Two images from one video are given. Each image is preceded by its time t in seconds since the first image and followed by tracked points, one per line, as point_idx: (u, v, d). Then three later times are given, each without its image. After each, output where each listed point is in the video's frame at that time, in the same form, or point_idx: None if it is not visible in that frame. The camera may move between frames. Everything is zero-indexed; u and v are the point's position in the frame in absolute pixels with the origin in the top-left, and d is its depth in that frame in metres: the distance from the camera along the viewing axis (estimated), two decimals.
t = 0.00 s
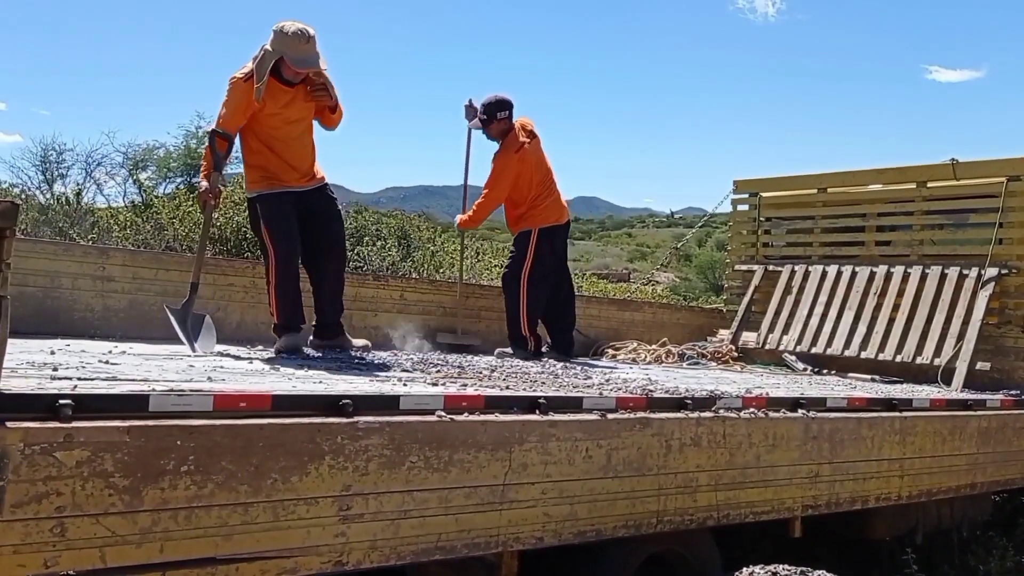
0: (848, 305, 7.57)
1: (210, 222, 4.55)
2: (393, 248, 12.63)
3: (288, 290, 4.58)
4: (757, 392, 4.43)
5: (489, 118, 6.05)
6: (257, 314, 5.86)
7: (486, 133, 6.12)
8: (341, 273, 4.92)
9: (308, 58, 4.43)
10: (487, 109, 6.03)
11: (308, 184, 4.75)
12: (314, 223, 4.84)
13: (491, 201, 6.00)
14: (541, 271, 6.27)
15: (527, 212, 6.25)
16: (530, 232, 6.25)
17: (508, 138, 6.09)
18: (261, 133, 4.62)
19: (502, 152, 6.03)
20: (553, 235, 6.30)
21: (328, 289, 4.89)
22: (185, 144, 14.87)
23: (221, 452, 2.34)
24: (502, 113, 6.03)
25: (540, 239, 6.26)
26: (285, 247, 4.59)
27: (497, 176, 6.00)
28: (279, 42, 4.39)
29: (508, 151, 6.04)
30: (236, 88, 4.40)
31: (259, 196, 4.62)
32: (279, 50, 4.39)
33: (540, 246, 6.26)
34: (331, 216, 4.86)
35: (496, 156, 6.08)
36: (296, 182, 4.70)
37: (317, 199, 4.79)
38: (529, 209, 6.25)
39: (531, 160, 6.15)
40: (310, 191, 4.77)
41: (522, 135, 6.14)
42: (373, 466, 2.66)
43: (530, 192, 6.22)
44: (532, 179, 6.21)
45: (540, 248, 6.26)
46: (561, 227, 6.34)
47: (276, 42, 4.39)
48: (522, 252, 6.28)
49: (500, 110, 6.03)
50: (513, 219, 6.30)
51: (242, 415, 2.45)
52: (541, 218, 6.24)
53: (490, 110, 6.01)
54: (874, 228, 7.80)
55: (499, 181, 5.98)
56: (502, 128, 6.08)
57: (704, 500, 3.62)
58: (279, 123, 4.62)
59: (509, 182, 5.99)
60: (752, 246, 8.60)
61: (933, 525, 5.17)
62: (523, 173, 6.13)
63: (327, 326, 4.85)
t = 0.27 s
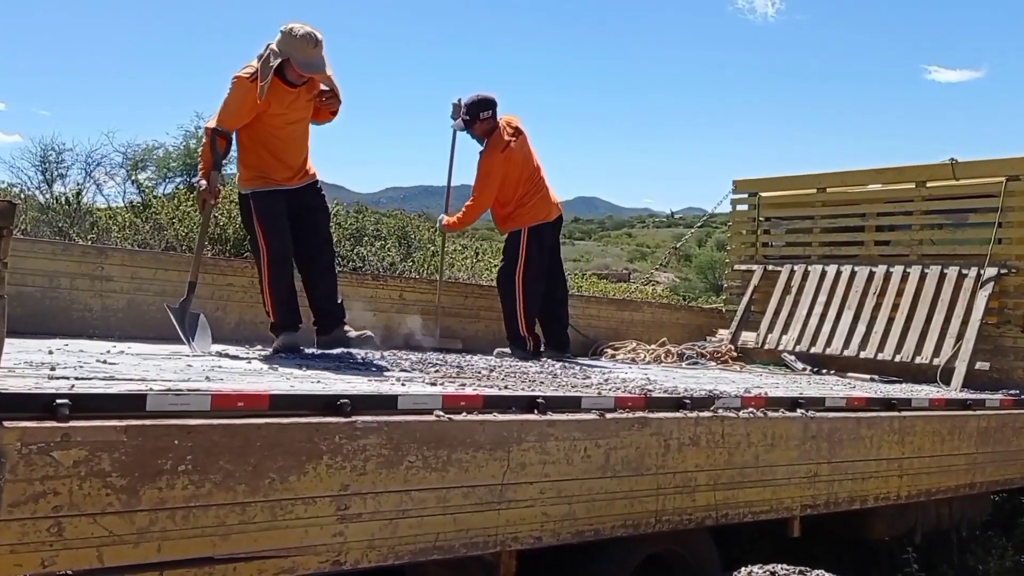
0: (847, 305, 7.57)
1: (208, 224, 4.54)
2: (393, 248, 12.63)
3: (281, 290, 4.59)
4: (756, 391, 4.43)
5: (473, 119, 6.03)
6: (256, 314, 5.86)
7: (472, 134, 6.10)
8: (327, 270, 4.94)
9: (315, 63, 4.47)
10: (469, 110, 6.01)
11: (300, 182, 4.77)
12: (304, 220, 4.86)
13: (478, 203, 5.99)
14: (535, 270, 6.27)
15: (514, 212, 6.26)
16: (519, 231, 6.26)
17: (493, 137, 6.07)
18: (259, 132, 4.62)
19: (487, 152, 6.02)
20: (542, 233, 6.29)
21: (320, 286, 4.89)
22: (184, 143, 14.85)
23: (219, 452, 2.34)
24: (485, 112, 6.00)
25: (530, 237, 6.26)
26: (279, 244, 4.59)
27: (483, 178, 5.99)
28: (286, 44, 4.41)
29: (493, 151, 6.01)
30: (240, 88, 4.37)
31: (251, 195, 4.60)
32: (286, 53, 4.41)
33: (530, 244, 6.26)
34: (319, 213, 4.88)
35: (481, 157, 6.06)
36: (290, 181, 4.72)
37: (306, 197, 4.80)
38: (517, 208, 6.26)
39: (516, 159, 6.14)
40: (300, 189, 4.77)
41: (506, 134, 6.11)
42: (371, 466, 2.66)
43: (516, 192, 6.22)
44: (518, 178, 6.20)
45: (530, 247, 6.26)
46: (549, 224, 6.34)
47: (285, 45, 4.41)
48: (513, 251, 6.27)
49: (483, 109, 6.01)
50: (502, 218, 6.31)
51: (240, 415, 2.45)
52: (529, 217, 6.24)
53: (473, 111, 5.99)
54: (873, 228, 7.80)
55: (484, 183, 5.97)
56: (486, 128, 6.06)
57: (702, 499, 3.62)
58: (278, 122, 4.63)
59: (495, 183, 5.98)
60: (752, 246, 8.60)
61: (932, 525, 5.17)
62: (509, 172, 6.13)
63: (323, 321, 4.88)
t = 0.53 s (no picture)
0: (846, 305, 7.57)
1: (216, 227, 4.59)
2: (392, 248, 12.62)
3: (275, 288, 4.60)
4: (754, 391, 4.43)
5: (468, 115, 6.01)
6: (255, 314, 5.86)
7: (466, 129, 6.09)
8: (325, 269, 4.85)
9: (319, 58, 4.47)
10: (464, 106, 5.99)
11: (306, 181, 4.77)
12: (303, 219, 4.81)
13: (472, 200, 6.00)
14: (535, 269, 6.27)
15: (511, 209, 6.26)
16: (517, 228, 6.26)
17: (488, 133, 6.06)
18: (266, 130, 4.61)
19: (482, 148, 6.01)
20: (540, 231, 6.30)
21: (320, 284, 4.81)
22: (183, 144, 14.85)
23: (217, 451, 2.34)
24: (480, 108, 5.98)
25: (528, 235, 6.26)
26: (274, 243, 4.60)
27: (478, 174, 5.98)
28: (289, 37, 4.41)
29: (487, 147, 6.01)
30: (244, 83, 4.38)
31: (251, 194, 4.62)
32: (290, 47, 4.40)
33: (528, 241, 6.26)
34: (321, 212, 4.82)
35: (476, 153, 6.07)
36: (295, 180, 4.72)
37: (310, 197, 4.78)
38: (513, 205, 6.26)
39: (512, 155, 6.14)
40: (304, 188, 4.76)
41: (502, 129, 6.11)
42: (369, 465, 2.65)
43: (511, 188, 6.23)
44: (513, 174, 6.20)
45: (529, 245, 6.26)
46: (547, 221, 6.33)
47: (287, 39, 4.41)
48: (513, 249, 6.28)
49: (478, 105, 5.99)
50: (500, 216, 6.30)
51: (238, 414, 2.45)
52: (526, 213, 6.24)
53: (468, 106, 5.97)
54: (871, 228, 7.80)
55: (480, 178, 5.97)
56: (481, 125, 6.04)
57: (700, 499, 3.62)
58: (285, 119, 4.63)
59: (491, 178, 5.98)
60: (751, 246, 8.61)
61: (930, 525, 5.17)
62: (505, 168, 6.13)
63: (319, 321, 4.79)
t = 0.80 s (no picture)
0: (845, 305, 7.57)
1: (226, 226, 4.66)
2: (391, 249, 12.62)
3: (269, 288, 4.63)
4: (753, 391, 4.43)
5: (468, 109, 5.97)
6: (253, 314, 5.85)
7: (464, 123, 6.05)
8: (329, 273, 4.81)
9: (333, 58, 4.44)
10: (464, 100, 5.95)
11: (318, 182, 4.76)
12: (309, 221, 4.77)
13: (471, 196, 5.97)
14: (531, 268, 6.27)
15: (507, 207, 6.25)
16: (512, 227, 6.26)
17: (487, 128, 6.03)
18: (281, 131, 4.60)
19: (480, 143, 5.99)
20: (535, 230, 6.31)
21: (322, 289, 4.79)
22: (182, 144, 14.84)
23: (214, 451, 2.34)
24: (481, 103, 5.95)
25: (523, 234, 6.28)
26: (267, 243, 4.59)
27: (479, 170, 5.96)
28: (304, 36, 4.40)
29: (486, 142, 5.98)
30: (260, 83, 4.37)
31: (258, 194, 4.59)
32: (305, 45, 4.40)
33: (524, 241, 6.27)
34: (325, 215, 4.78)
35: (473, 148, 6.06)
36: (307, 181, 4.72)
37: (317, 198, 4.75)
38: (510, 203, 6.25)
39: (510, 152, 6.13)
40: (312, 189, 4.73)
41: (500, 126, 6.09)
42: (367, 465, 2.65)
43: (509, 185, 6.21)
44: (511, 170, 6.18)
45: (525, 243, 6.27)
46: (542, 220, 6.34)
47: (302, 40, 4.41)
48: (508, 249, 6.29)
49: (479, 100, 5.96)
50: (495, 214, 6.29)
51: (235, 413, 2.45)
52: (522, 211, 6.24)
53: (469, 100, 5.93)
54: (871, 228, 7.80)
55: (477, 174, 5.96)
56: (480, 119, 6.01)
57: (699, 498, 3.61)
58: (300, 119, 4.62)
59: (490, 174, 5.97)
60: (750, 246, 8.61)
61: (930, 524, 5.17)
62: (503, 165, 6.11)
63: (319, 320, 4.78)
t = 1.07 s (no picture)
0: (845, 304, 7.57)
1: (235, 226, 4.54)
2: (391, 248, 12.61)
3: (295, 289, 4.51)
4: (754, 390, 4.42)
5: (462, 112, 5.96)
6: (253, 314, 5.85)
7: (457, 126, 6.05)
8: (335, 276, 4.83)
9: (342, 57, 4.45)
10: (459, 103, 5.95)
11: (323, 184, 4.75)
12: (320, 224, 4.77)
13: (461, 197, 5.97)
14: (531, 268, 6.26)
15: (504, 207, 6.24)
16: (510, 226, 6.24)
17: (481, 129, 6.01)
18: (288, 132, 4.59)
19: (473, 144, 5.96)
20: (535, 228, 6.29)
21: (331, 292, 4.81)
22: (182, 144, 14.83)
23: (213, 450, 2.34)
24: (475, 105, 5.96)
25: (521, 232, 6.25)
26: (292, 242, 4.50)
27: (466, 170, 5.92)
28: (312, 36, 4.40)
29: (479, 142, 5.95)
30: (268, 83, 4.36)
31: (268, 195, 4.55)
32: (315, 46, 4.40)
33: (523, 240, 6.25)
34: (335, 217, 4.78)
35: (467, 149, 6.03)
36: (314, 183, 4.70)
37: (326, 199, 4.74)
38: (506, 203, 6.23)
39: (505, 152, 6.11)
40: (321, 191, 4.73)
41: (495, 126, 6.06)
42: (367, 464, 2.65)
43: (504, 185, 6.19)
44: (506, 170, 6.17)
45: (524, 243, 6.25)
46: (541, 218, 6.32)
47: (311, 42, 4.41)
48: (506, 248, 6.28)
49: (473, 102, 5.95)
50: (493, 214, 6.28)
51: (235, 412, 2.45)
52: (519, 211, 6.21)
53: (463, 103, 5.93)
54: (871, 227, 7.80)
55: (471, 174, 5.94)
56: (474, 121, 6.00)
57: (699, 498, 3.61)
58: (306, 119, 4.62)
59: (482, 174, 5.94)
60: (750, 245, 8.61)
61: (930, 524, 5.17)
62: (498, 165, 6.09)
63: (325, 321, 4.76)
